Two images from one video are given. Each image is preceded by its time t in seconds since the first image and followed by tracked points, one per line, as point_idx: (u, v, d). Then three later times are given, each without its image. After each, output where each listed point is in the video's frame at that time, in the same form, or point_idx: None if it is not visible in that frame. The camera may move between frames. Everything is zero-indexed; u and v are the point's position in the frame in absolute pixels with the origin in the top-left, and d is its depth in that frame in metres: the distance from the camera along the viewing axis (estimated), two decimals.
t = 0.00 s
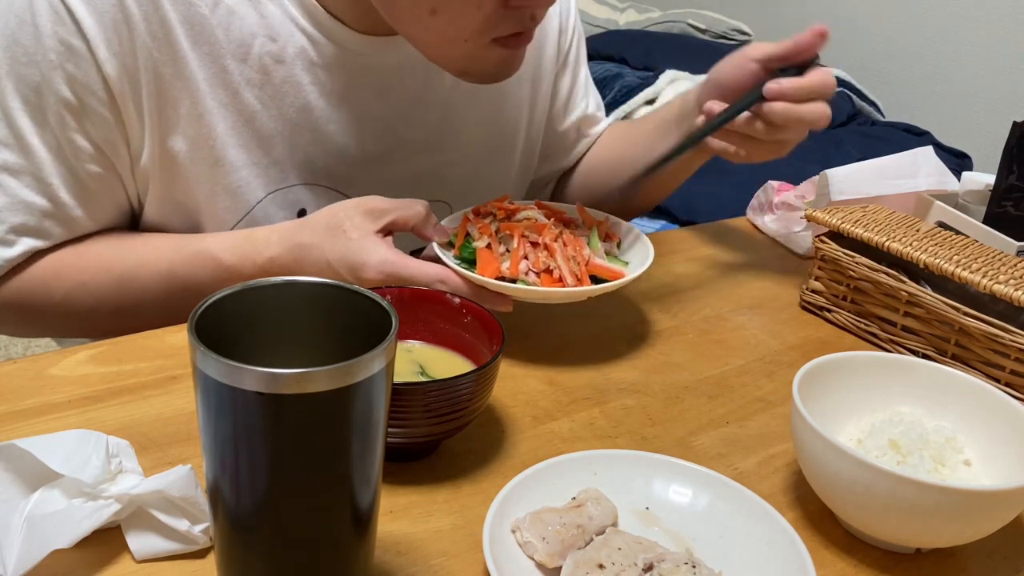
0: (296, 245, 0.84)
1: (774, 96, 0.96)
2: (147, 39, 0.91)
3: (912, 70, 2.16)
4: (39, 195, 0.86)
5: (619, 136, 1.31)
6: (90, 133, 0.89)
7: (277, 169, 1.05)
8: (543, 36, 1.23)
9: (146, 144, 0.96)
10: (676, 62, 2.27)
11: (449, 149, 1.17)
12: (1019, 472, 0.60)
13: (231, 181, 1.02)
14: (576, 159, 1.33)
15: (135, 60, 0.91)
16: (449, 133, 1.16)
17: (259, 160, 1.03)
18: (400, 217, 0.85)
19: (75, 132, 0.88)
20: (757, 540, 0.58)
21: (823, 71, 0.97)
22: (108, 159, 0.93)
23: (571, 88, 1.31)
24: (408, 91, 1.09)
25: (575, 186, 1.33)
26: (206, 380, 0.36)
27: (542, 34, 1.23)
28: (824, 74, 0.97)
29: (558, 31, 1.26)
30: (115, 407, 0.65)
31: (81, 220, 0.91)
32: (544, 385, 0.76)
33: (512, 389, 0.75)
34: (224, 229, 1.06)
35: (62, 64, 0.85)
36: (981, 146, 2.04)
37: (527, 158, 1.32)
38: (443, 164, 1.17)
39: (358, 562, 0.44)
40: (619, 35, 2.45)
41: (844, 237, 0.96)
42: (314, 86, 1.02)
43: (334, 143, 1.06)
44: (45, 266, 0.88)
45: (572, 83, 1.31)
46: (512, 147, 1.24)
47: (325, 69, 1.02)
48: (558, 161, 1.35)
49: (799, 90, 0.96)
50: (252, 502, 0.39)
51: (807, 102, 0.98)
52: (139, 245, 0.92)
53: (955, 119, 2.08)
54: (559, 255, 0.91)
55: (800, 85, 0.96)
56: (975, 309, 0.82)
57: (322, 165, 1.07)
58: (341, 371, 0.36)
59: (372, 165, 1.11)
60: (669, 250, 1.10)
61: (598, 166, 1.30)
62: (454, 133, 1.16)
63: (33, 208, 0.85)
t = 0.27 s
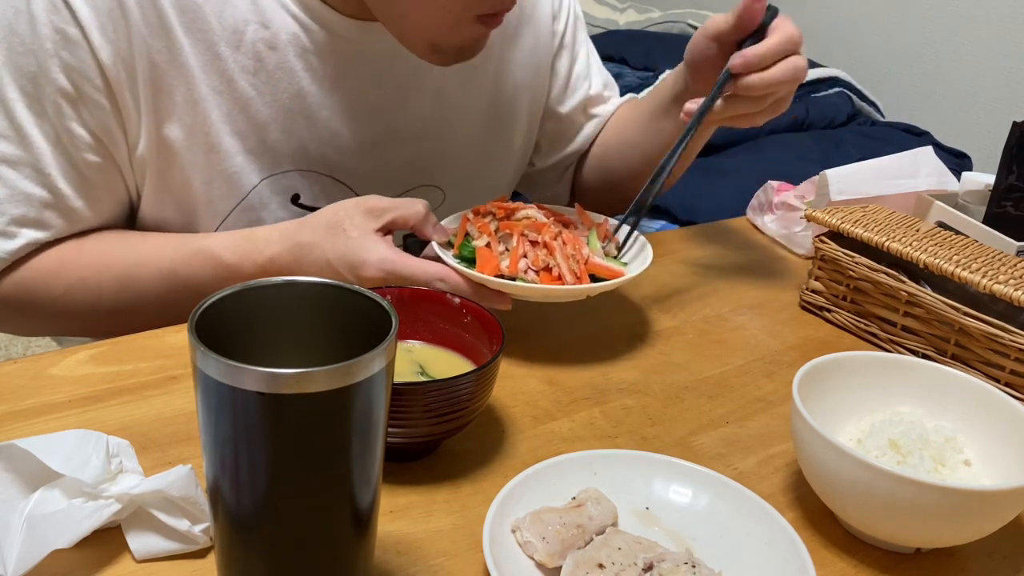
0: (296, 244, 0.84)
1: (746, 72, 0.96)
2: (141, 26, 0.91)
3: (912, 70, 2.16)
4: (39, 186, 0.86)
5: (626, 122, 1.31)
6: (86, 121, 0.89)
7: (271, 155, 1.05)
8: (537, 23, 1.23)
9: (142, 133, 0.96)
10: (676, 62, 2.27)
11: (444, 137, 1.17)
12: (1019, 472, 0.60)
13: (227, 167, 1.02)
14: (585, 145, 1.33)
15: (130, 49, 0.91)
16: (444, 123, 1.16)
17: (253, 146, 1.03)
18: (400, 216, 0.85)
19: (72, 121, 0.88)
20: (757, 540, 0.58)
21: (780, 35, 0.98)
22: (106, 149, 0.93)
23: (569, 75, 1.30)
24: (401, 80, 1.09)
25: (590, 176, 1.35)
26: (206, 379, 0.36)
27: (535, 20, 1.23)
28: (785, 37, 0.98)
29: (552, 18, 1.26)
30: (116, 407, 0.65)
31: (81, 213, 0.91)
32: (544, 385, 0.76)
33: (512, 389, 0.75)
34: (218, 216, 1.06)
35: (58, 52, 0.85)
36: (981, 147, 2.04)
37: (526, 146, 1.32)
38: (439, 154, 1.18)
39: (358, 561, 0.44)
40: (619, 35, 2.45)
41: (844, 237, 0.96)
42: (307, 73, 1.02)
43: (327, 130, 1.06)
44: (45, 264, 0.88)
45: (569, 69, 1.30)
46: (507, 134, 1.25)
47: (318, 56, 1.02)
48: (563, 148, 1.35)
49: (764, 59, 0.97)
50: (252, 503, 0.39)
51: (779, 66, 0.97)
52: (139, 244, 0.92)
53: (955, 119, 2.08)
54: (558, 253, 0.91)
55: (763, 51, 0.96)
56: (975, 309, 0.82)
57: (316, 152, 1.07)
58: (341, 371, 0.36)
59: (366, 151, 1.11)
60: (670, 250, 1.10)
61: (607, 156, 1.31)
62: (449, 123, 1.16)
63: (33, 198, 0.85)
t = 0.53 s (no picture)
0: (296, 244, 0.85)
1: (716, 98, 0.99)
2: (136, 18, 0.91)
3: (911, 70, 2.16)
4: (38, 180, 0.86)
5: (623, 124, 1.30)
6: (82, 113, 0.89)
7: (267, 150, 1.05)
8: (530, 19, 1.23)
9: (138, 126, 0.96)
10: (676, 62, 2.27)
11: (437, 132, 1.17)
12: (1019, 472, 0.60)
13: (222, 160, 1.02)
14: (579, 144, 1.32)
15: (126, 42, 0.91)
16: (438, 116, 1.16)
17: (248, 139, 1.03)
18: (400, 215, 0.85)
19: (69, 114, 0.88)
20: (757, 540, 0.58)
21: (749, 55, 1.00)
22: (103, 142, 0.93)
23: (562, 71, 1.30)
24: (394, 72, 1.09)
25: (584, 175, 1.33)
26: (206, 380, 0.36)
27: (528, 15, 1.23)
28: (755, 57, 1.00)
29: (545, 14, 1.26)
30: (116, 406, 0.65)
31: (80, 207, 0.91)
32: (544, 385, 0.76)
33: (512, 389, 0.75)
34: (213, 209, 1.05)
35: (54, 45, 0.84)
36: (981, 147, 2.04)
37: (520, 142, 1.32)
38: (433, 147, 1.18)
39: (358, 561, 0.44)
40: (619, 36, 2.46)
41: (844, 237, 0.96)
42: (301, 65, 1.03)
43: (322, 124, 1.07)
44: (44, 263, 0.88)
45: (562, 65, 1.30)
46: (500, 129, 1.25)
47: (312, 48, 1.02)
48: (554, 145, 1.34)
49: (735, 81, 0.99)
50: (252, 503, 0.39)
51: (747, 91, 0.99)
52: (139, 243, 0.92)
53: (955, 118, 2.08)
54: (559, 250, 0.91)
55: (730, 77, 0.99)
56: (975, 309, 0.82)
57: (311, 146, 1.07)
58: (341, 371, 0.36)
59: (361, 145, 1.11)
60: (669, 250, 1.10)
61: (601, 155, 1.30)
62: (442, 116, 1.17)
63: (31, 192, 0.85)
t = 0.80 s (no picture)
0: (296, 244, 0.85)
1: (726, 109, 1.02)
2: (137, 16, 0.91)
3: (912, 70, 2.16)
4: (39, 179, 0.86)
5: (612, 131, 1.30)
6: (83, 113, 0.89)
7: (268, 150, 1.05)
8: (527, 19, 1.23)
9: (138, 125, 0.96)
10: (676, 62, 2.27)
11: (438, 132, 1.17)
12: (1019, 472, 0.60)
13: (223, 160, 1.02)
14: (567, 148, 1.32)
15: (127, 41, 0.91)
16: (437, 116, 1.16)
17: (250, 138, 1.03)
18: (400, 215, 0.85)
19: (71, 113, 0.88)
20: (757, 540, 0.58)
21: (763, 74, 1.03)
22: (104, 141, 0.93)
23: (557, 71, 1.30)
24: (394, 71, 1.09)
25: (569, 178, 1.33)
26: (206, 379, 0.36)
27: (523, 16, 1.23)
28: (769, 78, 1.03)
29: (542, 14, 1.26)
30: (116, 407, 0.65)
31: (81, 207, 0.91)
32: (544, 385, 0.76)
33: (512, 389, 0.75)
34: (213, 209, 1.05)
35: (55, 44, 0.84)
36: (981, 147, 2.04)
37: (514, 141, 1.32)
38: (433, 147, 1.18)
39: (358, 561, 0.44)
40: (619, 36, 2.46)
41: (844, 237, 0.96)
42: (302, 64, 1.03)
43: (323, 123, 1.07)
44: (44, 263, 0.88)
45: (556, 65, 1.30)
46: (498, 129, 1.25)
47: (312, 47, 1.02)
48: (543, 146, 1.33)
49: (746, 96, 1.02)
50: (252, 503, 0.39)
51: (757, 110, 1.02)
52: (139, 243, 0.92)
53: (955, 118, 2.08)
54: (558, 248, 0.91)
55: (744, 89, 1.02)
56: (975, 309, 0.82)
57: (312, 146, 1.07)
58: (341, 371, 0.36)
59: (361, 146, 1.11)
60: (669, 250, 1.10)
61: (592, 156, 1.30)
62: (442, 116, 1.17)
63: (32, 191, 0.85)
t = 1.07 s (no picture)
0: (296, 244, 0.84)
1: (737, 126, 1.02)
2: (138, 16, 0.91)
3: (912, 70, 2.16)
4: (39, 179, 0.86)
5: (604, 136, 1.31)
6: (84, 112, 0.89)
7: (269, 150, 1.05)
8: (526, 20, 1.23)
9: (139, 125, 0.96)
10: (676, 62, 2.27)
11: (440, 133, 1.17)
12: (1019, 472, 0.60)
13: (223, 160, 1.02)
14: (560, 152, 1.33)
15: (128, 40, 0.91)
16: (438, 117, 1.16)
17: (251, 138, 1.03)
18: (400, 216, 0.85)
19: (72, 113, 0.88)
20: (757, 540, 0.58)
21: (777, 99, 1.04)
22: (105, 140, 0.93)
23: (555, 72, 1.29)
24: (394, 72, 1.09)
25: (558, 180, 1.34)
26: (206, 379, 0.36)
27: (523, 17, 1.23)
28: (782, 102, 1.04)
29: (541, 15, 1.26)
30: (116, 406, 0.65)
31: (81, 206, 0.91)
32: (544, 385, 0.76)
33: (512, 389, 0.75)
34: (213, 209, 1.05)
35: (57, 44, 0.85)
36: (981, 147, 2.04)
37: (511, 142, 1.32)
38: (433, 148, 1.18)
39: (358, 561, 0.44)
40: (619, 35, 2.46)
41: (844, 237, 0.96)
42: (303, 64, 1.03)
43: (324, 124, 1.07)
44: (44, 263, 0.88)
45: (555, 67, 1.29)
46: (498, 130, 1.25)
47: (313, 48, 1.02)
48: (538, 148, 1.34)
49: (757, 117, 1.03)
50: (252, 502, 0.39)
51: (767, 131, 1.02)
52: (139, 243, 0.92)
53: (955, 118, 2.08)
54: (556, 250, 0.90)
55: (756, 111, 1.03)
56: (975, 309, 0.82)
57: (314, 146, 1.07)
58: (341, 371, 0.36)
59: (361, 146, 1.11)
60: (669, 250, 1.10)
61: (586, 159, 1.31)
62: (442, 117, 1.17)
63: (33, 190, 0.85)
